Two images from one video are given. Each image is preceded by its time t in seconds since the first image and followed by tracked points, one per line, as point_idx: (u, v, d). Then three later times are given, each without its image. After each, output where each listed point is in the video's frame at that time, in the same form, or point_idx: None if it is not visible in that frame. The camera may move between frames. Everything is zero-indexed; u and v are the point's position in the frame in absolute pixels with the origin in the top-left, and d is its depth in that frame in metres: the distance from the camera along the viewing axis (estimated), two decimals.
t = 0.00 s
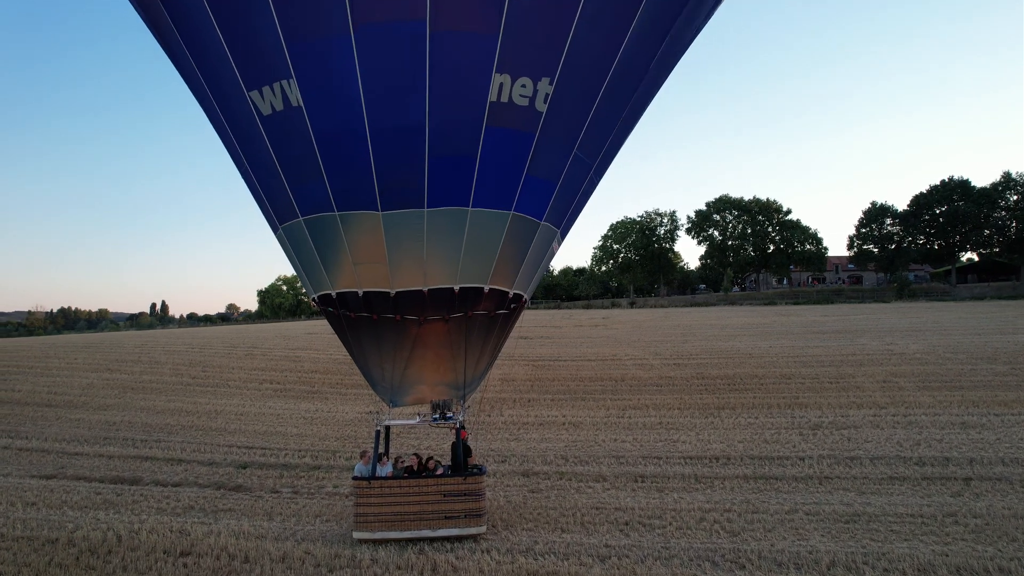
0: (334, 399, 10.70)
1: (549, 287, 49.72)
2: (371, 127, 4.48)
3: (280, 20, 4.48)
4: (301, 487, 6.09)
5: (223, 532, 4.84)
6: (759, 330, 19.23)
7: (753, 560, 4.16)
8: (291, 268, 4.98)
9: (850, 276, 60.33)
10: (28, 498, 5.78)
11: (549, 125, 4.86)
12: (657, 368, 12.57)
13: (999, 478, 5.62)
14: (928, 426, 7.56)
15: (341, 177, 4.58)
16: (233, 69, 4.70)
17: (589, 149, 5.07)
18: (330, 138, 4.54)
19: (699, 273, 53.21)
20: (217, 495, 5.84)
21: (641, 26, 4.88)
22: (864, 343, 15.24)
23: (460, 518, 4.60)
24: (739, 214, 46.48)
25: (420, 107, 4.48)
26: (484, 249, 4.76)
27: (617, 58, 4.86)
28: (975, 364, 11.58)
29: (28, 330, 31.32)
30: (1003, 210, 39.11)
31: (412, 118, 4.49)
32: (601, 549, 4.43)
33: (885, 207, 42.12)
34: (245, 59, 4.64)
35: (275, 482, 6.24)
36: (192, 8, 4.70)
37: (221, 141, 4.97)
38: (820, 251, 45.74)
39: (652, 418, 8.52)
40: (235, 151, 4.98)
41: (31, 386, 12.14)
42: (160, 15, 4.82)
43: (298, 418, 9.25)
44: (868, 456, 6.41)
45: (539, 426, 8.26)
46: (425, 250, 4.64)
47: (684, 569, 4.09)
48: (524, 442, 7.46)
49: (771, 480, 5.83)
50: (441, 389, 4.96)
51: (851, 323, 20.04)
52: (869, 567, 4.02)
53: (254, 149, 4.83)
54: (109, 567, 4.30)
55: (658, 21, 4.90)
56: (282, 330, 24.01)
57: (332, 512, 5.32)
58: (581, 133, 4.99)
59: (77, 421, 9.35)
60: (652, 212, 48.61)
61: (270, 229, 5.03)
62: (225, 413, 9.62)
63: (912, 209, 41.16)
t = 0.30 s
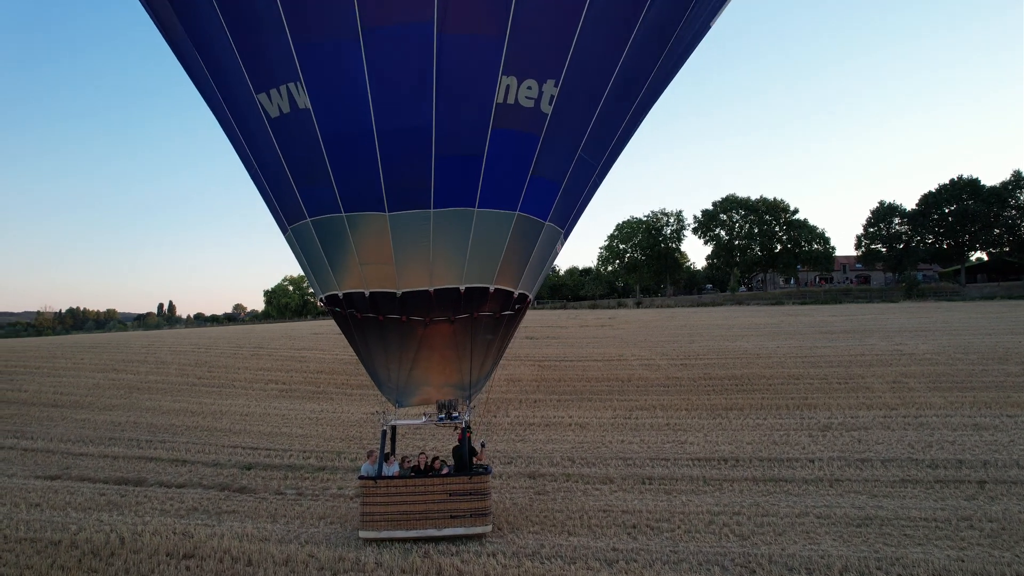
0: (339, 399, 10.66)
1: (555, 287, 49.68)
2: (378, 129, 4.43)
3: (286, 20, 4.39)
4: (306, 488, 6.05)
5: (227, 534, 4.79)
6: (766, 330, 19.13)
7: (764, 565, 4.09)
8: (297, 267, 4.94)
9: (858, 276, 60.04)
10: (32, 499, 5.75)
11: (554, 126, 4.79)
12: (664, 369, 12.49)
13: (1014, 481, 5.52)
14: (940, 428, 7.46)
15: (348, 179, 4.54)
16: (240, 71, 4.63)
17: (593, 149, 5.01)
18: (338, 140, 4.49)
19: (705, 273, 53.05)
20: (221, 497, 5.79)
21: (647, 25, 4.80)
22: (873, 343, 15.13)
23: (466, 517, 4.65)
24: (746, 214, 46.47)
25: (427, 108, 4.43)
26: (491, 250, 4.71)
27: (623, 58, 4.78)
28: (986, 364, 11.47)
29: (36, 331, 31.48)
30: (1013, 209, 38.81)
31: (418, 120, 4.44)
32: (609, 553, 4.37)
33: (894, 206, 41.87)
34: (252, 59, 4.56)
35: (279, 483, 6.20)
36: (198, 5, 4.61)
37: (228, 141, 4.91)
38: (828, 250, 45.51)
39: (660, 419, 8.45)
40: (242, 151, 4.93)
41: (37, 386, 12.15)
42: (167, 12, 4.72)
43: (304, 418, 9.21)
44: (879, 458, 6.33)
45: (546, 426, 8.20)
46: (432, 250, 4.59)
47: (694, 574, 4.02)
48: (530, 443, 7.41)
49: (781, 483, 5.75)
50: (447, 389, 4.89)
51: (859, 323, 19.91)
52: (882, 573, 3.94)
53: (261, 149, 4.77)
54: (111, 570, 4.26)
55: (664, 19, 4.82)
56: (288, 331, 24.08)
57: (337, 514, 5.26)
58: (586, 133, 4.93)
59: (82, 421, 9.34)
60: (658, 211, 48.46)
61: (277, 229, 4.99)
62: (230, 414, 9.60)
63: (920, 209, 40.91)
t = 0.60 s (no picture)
0: (345, 400, 10.64)
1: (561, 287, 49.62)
2: (387, 131, 4.40)
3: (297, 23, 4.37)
4: (312, 489, 6.03)
5: (232, 535, 4.77)
6: (774, 330, 19.02)
7: (774, 569, 4.04)
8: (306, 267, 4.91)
9: (866, 276, 59.71)
10: (39, 499, 5.75)
11: (559, 128, 4.76)
12: (671, 369, 12.41)
13: None
14: (952, 429, 7.38)
15: (358, 178, 4.50)
16: (252, 72, 4.62)
17: (597, 151, 4.98)
18: (348, 139, 4.45)
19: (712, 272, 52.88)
20: (227, 498, 5.78)
21: (649, 28, 4.81)
22: (882, 343, 15.04)
23: (472, 516, 4.67)
24: (753, 214, 46.03)
25: (434, 108, 4.39)
26: (497, 249, 4.67)
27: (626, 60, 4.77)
28: (997, 365, 11.35)
29: (46, 330, 31.71)
30: None
31: (425, 121, 4.40)
32: (617, 555, 4.32)
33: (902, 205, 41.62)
34: (264, 61, 4.54)
35: (285, 484, 6.18)
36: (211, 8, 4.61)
37: (241, 142, 4.90)
38: (836, 250, 45.28)
39: (668, 420, 8.39)
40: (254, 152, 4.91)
41: (45, 386, 12.18)
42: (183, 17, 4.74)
43: (310, 418, 9.20)
44: (890, 460, 6.26)
45: (553, 427, 8.16)
46: (439, 250, 4.56)
47: None
48: (537, 444, 7.36)
49: (791, 484, 5.69)
50: (453, 389, 4.86)
51: (868, 323, 19.77)
52: None
53: (273, 150, 4.74)
54: (116, 571, 4.24)
55: (665, 22, 4.84)
56: (295, 330, 24.14)
57: (343, 515, 5.24)
58: (589, 135, 4.89)
59: (90, 421, 9.36)
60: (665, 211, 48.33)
61: (288, 229, 4.95)
62: (236, 414, 9.59)
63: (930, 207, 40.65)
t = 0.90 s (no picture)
0: (356, 400, 10.65)
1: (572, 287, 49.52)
2: (401, 131, 4.40)
3: (315, 26, 4.40)
4: (323, 489, 6.03)
5: (244, 535, 4.78)
6: (787, 330, 18.88)
7: (790, 572, 3.99)
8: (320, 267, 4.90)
9: (879, 276, 59.20)
10: (54, 498, 5.78)
11: (568, 130, 4.72)
12: (683, 369, 12.33)
13: None
14: (970, 431, 7.27)
15: (374, 179, 4.49)
16: (268, 74, 4.62)
17: (606, 153, 4.94)
18: (364, 140, 4.45)
19: (724, 272, 52.61)
20: (238, 498, 5.79)
21: (657, 29, 4.79)
22: (897, 343, 14.90)
23: (485, 513, 4.73)
24: (765, 213, 45.83)
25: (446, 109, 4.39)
26: (508, 249, 4.65)
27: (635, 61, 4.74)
28: (1015, 365, 11.20)
29: (62, 330, 32.05)
30: None
31: (438, 122, 4.40)
32: (629, 557, 4.28)
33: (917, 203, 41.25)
34: (281, 64, 4.55)
35: (296, 485, 6.18)
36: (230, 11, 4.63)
37: (258, 144, 4.89)
38: (849, 249, 44.92)
39: (680, 420, 8.33)
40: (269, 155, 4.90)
41: (60, 385, 12.28)
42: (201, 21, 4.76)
43: (321, 419, 9.22)
44: (907, 462, 6.17)
45: (564, 428, 8.12)
46: (451, 250, 4.54)
47: None
48: (549, 444, 7.33)
49: (805, 486, 5.62)
50: (465, 388, 4.84)
51: (883, 323, 19.58)
52: None
53: (290, 152, 4.73)
54: (129, 570, 4.25)
55: (673, 22, 4.82)
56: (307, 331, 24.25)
57: (354, 515, 5.23)
58: (599, 137, 4.85)
59: (104, 420, 9.41)
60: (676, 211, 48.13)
61: (304, 232, 4.93)
62: (248, 414, 9.63)
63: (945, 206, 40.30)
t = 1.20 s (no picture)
0: (368, 400, 10.67)
1: (583, 287, 49.43)
2: (415, 133, 4.40)
3: (331, 29, 4.39)
4: (334, 489, 6.04)
5: (255, 535, 4.79)
6: (800, 330, 18.76)
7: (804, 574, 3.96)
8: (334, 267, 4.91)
9: (893, 276, 58.74)
10: (69, 497, 5.82)
11: (580, 132, 4.70)
12: (695, 370, 12.27)
13: None
14: (987, 432, 7.19)
15: (389, 180, 4.49)
16: (285, 77, 4.62)
17: (617, 155, 4.92)
18: (379, 142, 4.45)
19: (735, 272, 52.36)
20: (250, 497, 5.80)
21: (669, 29, 4.74)
22: (911, 343, 14.80)
23: (497, 511, 4.75)
24: (778, 212, 45.60)
25: (460, 111, 4.40)
26: (520, 250, 4.63)
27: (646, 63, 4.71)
28: None
29: (77, 331, 32.40)
30: None
31: (451, 124, 4.40)
32: (640, 559, 4.26)
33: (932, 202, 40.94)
34: (297, 66, 4.55)
35: (307, 485, 6.19)
36: (245, 14, 4.62)
37: (274, 145, 4.90)
38: (862, 249, 44.57)
39: (691, 421, 8.29)
40: (285, 156, 4.91)
41: (74, 385, 12.38)
42: (218, 23, 4.77)
43: (333, 419, 9.24)
44: (922, 463, 6.10)
45: (574, 428, 8.09)
46: (463, 250, 4.53)
47: None
48: (559, 445, 7.31)
49: (819, 488, 5.57)
50: (475, 388, 4.83)
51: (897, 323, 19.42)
52: None
53: (306, 153, 4.73)
54: (142, 569, 4.27)
55: (684, 23, 4.78)
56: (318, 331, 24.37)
57: (365, 516, 5.23)
58: (609, 139, 4.82)
59: (118, 420, 9.49)
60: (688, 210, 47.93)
61: (319, 232, 4.94)
62: (260, 414, 9.66)
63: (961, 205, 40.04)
